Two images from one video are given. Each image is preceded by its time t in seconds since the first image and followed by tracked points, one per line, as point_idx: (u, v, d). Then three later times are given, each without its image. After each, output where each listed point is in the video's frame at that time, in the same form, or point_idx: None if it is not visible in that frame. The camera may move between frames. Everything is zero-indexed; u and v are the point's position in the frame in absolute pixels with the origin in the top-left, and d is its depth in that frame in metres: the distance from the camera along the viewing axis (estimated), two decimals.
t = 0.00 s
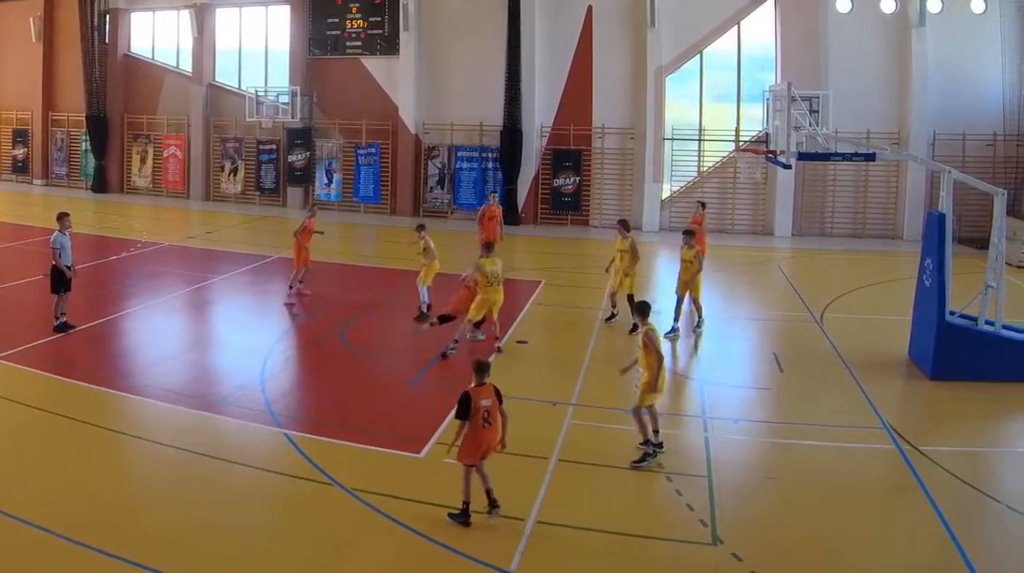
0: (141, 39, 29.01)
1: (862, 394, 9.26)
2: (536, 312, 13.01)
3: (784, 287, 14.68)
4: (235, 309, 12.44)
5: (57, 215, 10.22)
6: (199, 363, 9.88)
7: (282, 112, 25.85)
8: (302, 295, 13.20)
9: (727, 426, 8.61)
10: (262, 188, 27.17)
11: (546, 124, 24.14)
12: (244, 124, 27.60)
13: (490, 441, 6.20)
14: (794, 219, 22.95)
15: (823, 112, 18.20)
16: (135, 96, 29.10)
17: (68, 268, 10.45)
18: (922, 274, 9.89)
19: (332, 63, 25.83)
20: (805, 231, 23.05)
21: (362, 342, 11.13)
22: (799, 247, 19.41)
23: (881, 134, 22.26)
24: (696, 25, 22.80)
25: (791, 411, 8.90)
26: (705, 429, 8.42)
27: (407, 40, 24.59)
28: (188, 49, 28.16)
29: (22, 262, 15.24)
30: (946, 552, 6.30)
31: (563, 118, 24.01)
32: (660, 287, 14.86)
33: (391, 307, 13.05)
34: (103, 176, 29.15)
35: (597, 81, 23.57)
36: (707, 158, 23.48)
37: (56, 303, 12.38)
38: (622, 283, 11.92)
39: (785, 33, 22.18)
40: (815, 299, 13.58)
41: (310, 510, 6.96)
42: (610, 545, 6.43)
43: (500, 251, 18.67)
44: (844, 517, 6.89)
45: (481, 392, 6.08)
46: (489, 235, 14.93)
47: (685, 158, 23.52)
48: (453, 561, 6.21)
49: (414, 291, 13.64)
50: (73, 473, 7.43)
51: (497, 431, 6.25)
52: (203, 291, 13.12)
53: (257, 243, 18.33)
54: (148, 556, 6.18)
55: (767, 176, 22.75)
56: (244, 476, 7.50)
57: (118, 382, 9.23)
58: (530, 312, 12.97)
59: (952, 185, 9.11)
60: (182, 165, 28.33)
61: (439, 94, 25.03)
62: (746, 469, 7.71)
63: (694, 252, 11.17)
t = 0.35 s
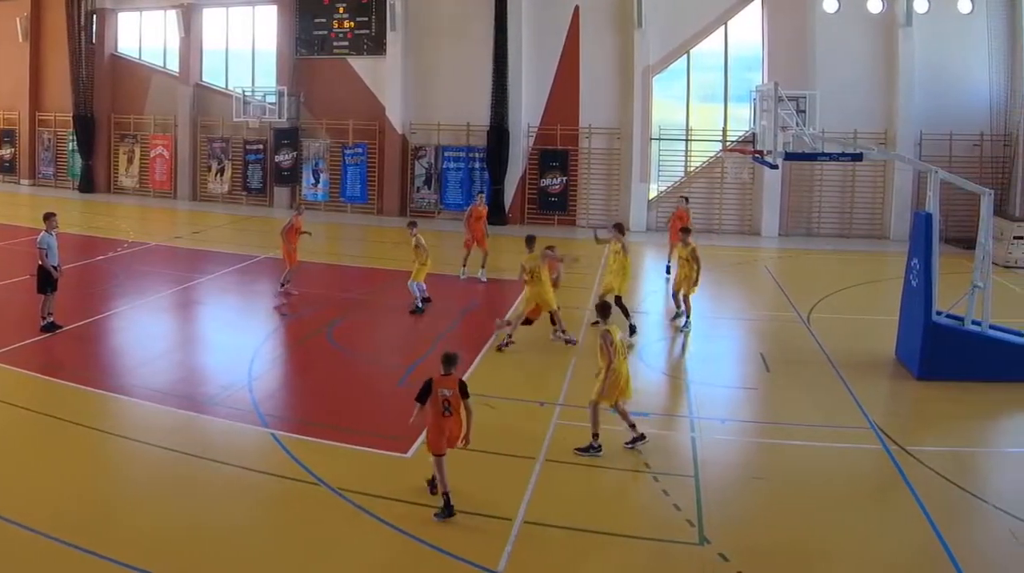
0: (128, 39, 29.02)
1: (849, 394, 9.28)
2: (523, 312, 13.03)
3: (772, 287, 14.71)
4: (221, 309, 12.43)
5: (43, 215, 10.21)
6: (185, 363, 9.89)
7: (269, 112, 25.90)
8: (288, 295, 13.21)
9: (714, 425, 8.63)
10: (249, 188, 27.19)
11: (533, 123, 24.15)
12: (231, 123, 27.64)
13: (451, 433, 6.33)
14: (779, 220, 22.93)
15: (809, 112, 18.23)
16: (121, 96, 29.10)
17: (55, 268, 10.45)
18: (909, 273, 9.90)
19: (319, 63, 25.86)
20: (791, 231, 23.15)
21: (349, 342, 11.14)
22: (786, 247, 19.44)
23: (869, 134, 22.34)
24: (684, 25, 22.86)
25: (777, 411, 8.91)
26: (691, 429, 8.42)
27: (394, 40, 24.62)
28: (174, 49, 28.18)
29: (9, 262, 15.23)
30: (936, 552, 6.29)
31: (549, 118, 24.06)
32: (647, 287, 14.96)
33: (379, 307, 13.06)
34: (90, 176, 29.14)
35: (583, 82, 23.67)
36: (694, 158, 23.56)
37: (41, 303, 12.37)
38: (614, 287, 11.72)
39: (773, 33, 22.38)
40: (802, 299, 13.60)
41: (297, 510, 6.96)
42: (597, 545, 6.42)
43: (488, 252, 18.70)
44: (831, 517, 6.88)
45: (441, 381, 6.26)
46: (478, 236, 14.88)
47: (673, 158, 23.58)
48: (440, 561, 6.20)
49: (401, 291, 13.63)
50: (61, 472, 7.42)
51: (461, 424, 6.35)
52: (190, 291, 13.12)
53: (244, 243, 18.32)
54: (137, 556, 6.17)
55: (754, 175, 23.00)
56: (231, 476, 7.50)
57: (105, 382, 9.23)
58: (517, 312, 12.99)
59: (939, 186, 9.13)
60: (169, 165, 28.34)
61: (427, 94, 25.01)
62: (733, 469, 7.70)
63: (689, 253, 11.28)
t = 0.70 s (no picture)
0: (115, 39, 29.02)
1: (837, 395, 9.31)
2: (510, 312, 13.06)
3: (759, 287, 14.72)
4: (208, 309, 12.43)
5: (30, 215, 10.21)
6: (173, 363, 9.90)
7: (256, 112, 25.94)
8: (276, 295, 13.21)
9: (701, 426, 8.64)
10: (235, 188, 27.19)
11: (519, 124, 24.18)
12: (218, 123, 27.64)
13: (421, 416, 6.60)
14: (765, 220, 22.98)
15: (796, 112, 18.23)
16: (108, 96, 29.10)
17: (42, 268, 10.45)
18: (896, 274, 9.92)
19: (306, 62, 25.88)
20: (778, 231, 23.25)
21: (337, 342, 11.15)
22: (773, 247, 19.43)
23: (855, 134, 22.49)
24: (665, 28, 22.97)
25: (762, 410, 8.93)
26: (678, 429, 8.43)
27: (380, 39, 24.64)
28: (161, 49, 28.18)
29: None
30: (923, 552, 6.28)
31: (536, 118, 24.07)
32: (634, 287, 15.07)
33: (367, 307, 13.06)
34: (77, 176, 29.11)
35: (570, 83, 23.70)
36: (681, 158, 23.67)
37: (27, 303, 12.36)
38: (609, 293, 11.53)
39: (760, 33, 22.52)
40: (789, 299, 13.62)
41: (283, 510, 6.95)
42: (583, 545, 6.41)
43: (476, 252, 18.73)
44: (817, 516, 6.88)
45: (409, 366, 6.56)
46: (475, 241, 14.84)
47: (659, 158, 23.70)
48: (427, 560, 6.19)
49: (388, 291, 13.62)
50: (48, 472, 7.42)
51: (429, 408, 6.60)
52: (177, 291, 13.11)
53: (232, 243, 18.30)
54: (124, 556, 6.16)
55: (741, 175, 23.14)
56: (218, 476, 7.49)
57: (91, 381, 9.23)
58: (504, 312, 13.02)
59: (926, 185, 9.12)
60: (156, 165, 28.33)
61: (418, 93, 25.01)
62: (720, 470, 7.70)
63: (686, 255, 11.34)
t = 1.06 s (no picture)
0: (100, 39, 28.98)
1: (823, 395, 9.33)
2: (496, 312, 13.07)
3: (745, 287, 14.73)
4: (194, 310, 12.43)
5: (15, 215, 10.21)
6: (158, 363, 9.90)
7: (241, 112, 25.95)
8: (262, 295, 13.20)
9: (687, 425, 8.65)
10: (221, 188, 27.18)
11: (505, 124, 24.15)
12: (204, 123, 27.65)
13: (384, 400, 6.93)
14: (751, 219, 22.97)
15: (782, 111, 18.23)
16: (94, 96, 29.06)
17: (28, 269, 10.44)
18: (882, 274, 9.91)
19: (291, 63, 25.86)
20: (764, 231, 23.27)
21: (323, 342, 11.14)
22: (759, 247, 19.42)
23: (841, 134, 22.58)
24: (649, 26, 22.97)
25: (747, 410, 8.95)
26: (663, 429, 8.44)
27: (366, 39, 24.62)
28: (147, 49, 28.15)
29: None
30: (910, 551, 6.28)
31: (522, 118, 24.07)
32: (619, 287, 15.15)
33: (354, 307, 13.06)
34: (63, 176, 29.08)
35: (555, 83, 23.70)
36: (666, 158, 23.80)
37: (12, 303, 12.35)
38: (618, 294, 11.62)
39: (746, 33, 22.46)
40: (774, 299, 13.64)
41: (270, 510, 6.95)
42: (568, 545, 6.41)
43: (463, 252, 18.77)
44: (802, 516, 6.88)
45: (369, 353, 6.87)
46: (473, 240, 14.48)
47: (645, 159, 23.82)
48: (412, 561, 6.18)
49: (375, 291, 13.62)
50: (33, 472, 7.41)
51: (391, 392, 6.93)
52: (163, 292, 13.09)
53: (218, 244, 18.30)
54: (110, 556, 6.16)
55: (728, 175, 23.08)
56: (204, 476, 7.49)
57: (76, 382, 9.22)
58: (489, 312, 13.04)
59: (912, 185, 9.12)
60: (141, 165, 28.31)
61: (407, 94, 25.00)
62: (705, 470, 7.69)
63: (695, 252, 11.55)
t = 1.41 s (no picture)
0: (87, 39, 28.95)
1: (810, 395, 9.35)
2: (484, 312, 13.08)
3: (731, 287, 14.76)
4: (181, 310, 12.41)
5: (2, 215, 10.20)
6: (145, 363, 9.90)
7: (228, 112, 25.98)
8: (250, 295, 13.19)
9: (678, 426, 8.64)
10: (207, 188, 27.19)
11: (491, 124, 24.14)
12: (191, 123, 27.66)
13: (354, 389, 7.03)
14: (738, 219, 22.97)
15: (768, 111, 18.23)
16: (81, 96, 29.04)
17: (14, 269, 10.44)
18: (870, 274, 9.91)
19: (278, 62, 25.87)
20: (750, 231, 23.27)
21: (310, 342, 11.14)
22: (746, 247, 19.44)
23: (827, 134, 22.62)
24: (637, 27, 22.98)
25: (734, 409, 8.96)
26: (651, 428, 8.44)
27: (353, 39, 24.65)
28: (134, 48, 28.15)
29: None
30: (897, 551, 6.28)
31: (508, 118, 24.07)
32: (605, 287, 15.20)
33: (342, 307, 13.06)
34: (49, 176, 29.07)
35: (542, 83, 23.69)
36: (653, 158, 23.80)
37: None
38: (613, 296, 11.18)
39: (733, 33, 22.44)
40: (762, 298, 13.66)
41: (257, 510, 6.95)
42: (554, 545, 6.40)
43: (451, 252, 18.79)
44: (789, 515, 6.88)
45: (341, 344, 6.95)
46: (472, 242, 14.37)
47: (632, 159, 23.81)
48: (398, 560, 6.18)
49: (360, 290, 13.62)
50: (19, 473, 7.40)
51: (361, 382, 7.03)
52: (150, 292, 13.07)
53: (205, 243, 18.30)
54: (97, 556, 6.16)
55: (713, 176, 23.16)
56: (191, 476, 7.49)
57: (63, 382, 9.22)
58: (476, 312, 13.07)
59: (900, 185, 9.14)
60: (127, 165, 28.32)
61: (397, 94, 24.98)
62: (691, 470, 7.69)
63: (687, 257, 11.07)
